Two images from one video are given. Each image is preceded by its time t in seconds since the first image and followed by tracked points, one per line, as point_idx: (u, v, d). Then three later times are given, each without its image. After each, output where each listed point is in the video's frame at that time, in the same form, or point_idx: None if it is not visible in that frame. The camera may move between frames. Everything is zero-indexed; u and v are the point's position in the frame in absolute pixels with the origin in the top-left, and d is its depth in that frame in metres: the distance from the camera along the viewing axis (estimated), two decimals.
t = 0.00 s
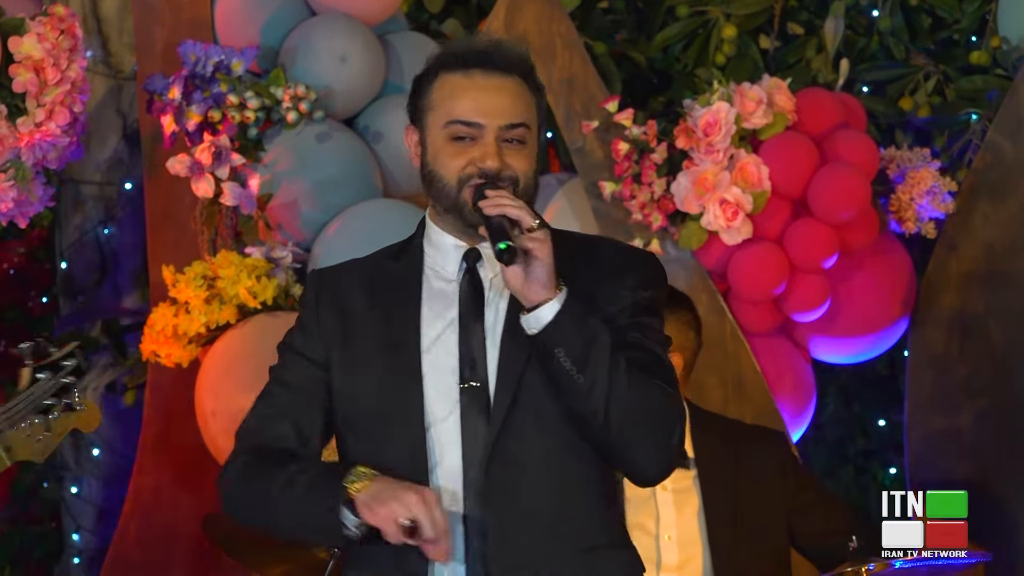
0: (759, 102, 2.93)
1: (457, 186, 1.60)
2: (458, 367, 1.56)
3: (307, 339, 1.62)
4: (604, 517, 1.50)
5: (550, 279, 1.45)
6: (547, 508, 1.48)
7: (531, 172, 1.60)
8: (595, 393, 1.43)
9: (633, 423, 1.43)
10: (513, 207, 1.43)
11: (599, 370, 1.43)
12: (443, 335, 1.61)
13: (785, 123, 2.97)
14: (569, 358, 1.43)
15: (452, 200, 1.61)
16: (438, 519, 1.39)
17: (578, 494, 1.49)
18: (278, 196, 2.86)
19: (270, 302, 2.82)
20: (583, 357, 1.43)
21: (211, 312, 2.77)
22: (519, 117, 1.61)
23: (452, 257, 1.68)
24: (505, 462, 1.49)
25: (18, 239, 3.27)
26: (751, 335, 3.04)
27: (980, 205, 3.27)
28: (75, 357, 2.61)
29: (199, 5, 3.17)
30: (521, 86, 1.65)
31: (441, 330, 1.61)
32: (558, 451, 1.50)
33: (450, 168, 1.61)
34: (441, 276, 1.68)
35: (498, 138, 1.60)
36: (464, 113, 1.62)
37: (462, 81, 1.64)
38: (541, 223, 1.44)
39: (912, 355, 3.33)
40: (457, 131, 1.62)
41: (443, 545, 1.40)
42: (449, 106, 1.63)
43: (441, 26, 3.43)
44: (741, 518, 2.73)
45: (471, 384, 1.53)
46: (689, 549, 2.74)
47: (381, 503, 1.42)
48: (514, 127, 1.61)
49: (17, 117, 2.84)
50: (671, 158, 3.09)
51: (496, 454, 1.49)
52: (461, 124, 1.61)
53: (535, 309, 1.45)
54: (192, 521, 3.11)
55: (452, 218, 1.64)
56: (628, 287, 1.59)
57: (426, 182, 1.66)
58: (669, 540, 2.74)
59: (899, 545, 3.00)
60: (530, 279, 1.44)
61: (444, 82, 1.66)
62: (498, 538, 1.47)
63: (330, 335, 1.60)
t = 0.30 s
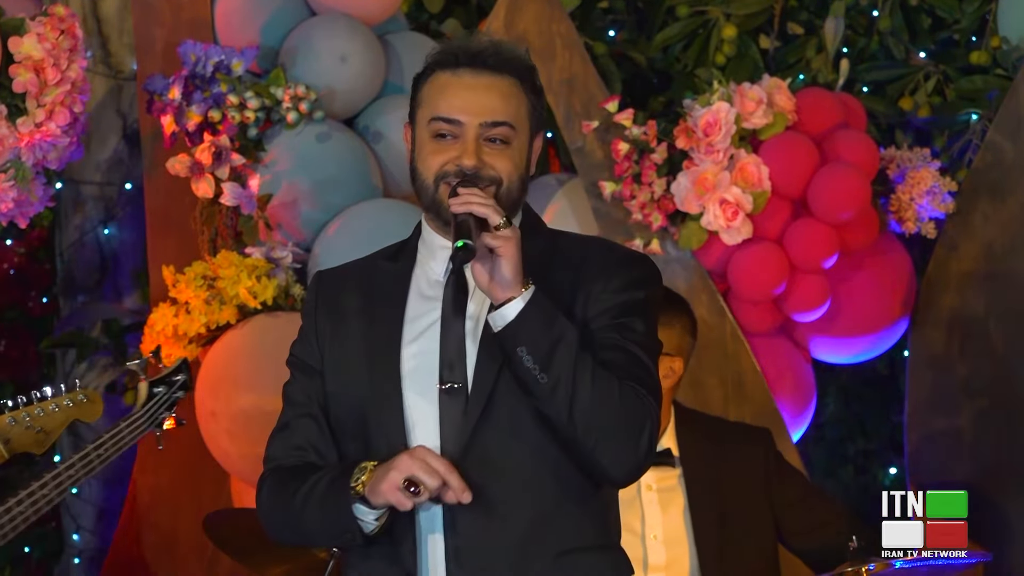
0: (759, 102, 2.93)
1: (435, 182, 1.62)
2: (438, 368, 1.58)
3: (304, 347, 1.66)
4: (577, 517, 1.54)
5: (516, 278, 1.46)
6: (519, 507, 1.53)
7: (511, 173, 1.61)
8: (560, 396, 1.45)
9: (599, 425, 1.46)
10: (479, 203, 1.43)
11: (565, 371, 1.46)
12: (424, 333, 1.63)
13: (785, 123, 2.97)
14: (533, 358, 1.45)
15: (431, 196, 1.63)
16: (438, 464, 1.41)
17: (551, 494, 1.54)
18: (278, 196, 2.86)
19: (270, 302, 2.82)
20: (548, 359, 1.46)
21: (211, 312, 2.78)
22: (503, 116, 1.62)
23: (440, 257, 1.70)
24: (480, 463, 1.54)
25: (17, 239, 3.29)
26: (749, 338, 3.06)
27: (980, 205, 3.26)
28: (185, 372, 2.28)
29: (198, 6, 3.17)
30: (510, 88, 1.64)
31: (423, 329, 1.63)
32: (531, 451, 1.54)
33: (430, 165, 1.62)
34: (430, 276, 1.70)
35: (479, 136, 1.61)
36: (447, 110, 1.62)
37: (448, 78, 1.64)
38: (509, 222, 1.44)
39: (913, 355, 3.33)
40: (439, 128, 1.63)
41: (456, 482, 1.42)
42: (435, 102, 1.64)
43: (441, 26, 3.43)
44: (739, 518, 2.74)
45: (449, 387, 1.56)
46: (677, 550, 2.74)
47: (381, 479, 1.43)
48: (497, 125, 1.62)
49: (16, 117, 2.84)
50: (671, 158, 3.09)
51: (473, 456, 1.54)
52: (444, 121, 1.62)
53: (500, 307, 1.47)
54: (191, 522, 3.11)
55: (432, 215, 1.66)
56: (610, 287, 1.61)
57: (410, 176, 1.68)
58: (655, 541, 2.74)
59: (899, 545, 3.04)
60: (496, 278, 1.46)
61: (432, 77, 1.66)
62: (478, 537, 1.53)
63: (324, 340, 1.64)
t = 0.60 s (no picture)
0: (759, 101, 2.93)
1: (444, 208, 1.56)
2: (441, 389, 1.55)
3: (318, 352, 1.65)
4: (577, 539, 1.50)
5: (512, 315, 1.40)
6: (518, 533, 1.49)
7: (518, 197, 1.56)
8: (555, 430, 1.40)
9: (595, 457, 1.41)
10: (474, 238, 1.38)
11: (560, 404, 1.40)
12: (427, 352, 1.59)
13: (785, 123, 2.97)
14: (527, 396, 1.40)
15: (439, 221, 1.58)
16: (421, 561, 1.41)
17: (550, 518, 1.50)
18: (278, 196, 2.87)
19: (271, 301, 2.82)
20: (543, 393, 1.40)
21: (211, 311, 2.78)
22: (512, 140, 1.54)
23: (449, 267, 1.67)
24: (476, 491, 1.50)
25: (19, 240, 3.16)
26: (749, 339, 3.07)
27: (980, 204, 3.26)
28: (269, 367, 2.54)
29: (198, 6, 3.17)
30: (519, 108, 1.56)
31: (426, 347, 1.60)
32: (531, 475, 1.50)
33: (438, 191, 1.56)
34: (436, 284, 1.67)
35: (487, 162, 1.54)
36: (453, 135, 1.55)
37: (452, 99, 1.56)
38: (503, 260, 1.39)
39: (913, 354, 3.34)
40: (446, 153, 1.55)
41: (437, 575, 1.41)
42: (441, 124, 1.56)
43: (442, 26, 3.45)
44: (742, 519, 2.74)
45: (452, 402, 1.53)
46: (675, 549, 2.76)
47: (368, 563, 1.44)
48: (505, 150, 1.54)
49: (18, 117, 2.81)
50: (671, 158, 3.10)
51: (469, 484, 1.50)
52: (450, 147, 1.55)
53: (496, 344, 1.42)
54: (192, 523, 3.12)
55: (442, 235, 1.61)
56: (614, 304, 1.55)
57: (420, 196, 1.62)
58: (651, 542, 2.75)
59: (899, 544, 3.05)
60: (492, 318, 1.40)
61: (437, 96, 1.58)
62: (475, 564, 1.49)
63: (336, 347, 1.63)
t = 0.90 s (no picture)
0: (759, 101, 2.93)
1: (470, 183, 1.59)
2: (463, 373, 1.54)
3: (354, 345, 1.67)
4: (586, 530, 1.49)
5: (528, 290, 1.40)
6: (529, 518, 1.49)
7: (542, 180, 1.58)
8: (563, 413, 1.39)
9: (604, 443, 1.39)
10: (495, 213, 1.40)
11: (571, 386, 1.39)
12: (451, 340, 1.59)
13: (785, 123, 2.97)
14: (536, 372, 1.39)
15: (466, 198, 1.60)
16: (419, 518, 1.43)
17: (561, 507, 1.49)
18: (278, 195, 2.86)
19: (271, 301, 2.84)
20: (554, 373, 1.39)
21: (211, 311, 2.78)
22: (541, 121, 1.58)
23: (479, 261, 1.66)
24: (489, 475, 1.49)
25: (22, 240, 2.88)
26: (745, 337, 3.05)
27: (981, 203, 3.26)
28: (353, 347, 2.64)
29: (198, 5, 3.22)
30: (550, 92, 1.60)
31: (450, 336, 1.59)
32: (545, 461, 1.49)
33: (467, 166, 1.59)
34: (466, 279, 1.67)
35: (515, 141, 1.57)
36: (484, 112, 1.59)
37: (487, 79, 1.61)
38: (524, 235, 1.40)
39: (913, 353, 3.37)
40: (476, 130, 1.59)
41: (436, 538, 1.42)
42: (474, 103, 1.60)
43: (442, 25, 3.46)
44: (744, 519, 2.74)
45: (473, 391, 1.52)
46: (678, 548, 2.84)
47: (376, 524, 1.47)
48: (533, 130, 1.57)
49: (17, 116, 2.81)
50: (671, 158, 3.11)
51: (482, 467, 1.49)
52: (480, 124, 1.59)
53: (510, 318, 1.41)
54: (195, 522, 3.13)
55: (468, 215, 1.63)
56: (637, 296, 1.55)
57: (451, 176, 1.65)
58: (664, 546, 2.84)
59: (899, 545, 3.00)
60: (509, 291, 1.40)
61: (475, 79, 1.63)
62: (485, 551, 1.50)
63: (368, 339, 1.65)
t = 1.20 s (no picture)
0: (759, 101, 2.93)
1: (501, 188, 1.50)
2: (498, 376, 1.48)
3: (378, 344, 1.60)
4: (627, 535, 1.44)
5: (568, 298, 1.35)
6: (567, 524, 1.43)
7: (575, 183, 1.50)
8: (607, 417, 1.34)
9: (649, 448, 1.35)
10: (534, 220, 1.34)
11: (616, 389, 1.35)
12: (486, 343, 1.52)
13: (785, 123, 2.97)
14: (580, 377, 1.34)
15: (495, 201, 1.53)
16: (481, 522, 1.35)
17: (602, 512, 1.43)
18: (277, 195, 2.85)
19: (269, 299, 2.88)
20: (597, 377, 1.35)
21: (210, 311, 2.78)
22: (572, 126, 1.50)
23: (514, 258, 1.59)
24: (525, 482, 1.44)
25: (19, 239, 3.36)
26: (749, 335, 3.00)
27: (981, 204, 3.25)
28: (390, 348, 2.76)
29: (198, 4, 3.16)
30: (580, 95, 1.52)
31: (485, 338, 1.53)
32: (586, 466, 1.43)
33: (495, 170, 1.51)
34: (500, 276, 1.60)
35: (546, 144, 1.50)
36: (513, 115, 1.50)
37: (517, 80, 1.52)
38: (564, 241, 1.34)
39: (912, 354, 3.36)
40: (507, 133, 1.51)
41: (496, 540, 1.36)
42: (501, 105, 1.52)
43: (441, 26, 3.46)
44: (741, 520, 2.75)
45: (511, 392, 1.45)
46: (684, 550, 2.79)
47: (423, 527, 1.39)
48: (564, 133, 1.49)
49: (16, 115, 2.84)
50: (671, 158, 3.10)
51: (519, 472, 1.44)
52: (511, 127, 1.50)
53: (551, 324, 1.36)
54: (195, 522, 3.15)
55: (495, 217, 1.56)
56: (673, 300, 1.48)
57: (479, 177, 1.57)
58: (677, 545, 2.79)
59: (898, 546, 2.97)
60: (548, 299, 1.35)
61: (506, 81, 1.54)
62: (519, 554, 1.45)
63: (395, 337, 1.58)
